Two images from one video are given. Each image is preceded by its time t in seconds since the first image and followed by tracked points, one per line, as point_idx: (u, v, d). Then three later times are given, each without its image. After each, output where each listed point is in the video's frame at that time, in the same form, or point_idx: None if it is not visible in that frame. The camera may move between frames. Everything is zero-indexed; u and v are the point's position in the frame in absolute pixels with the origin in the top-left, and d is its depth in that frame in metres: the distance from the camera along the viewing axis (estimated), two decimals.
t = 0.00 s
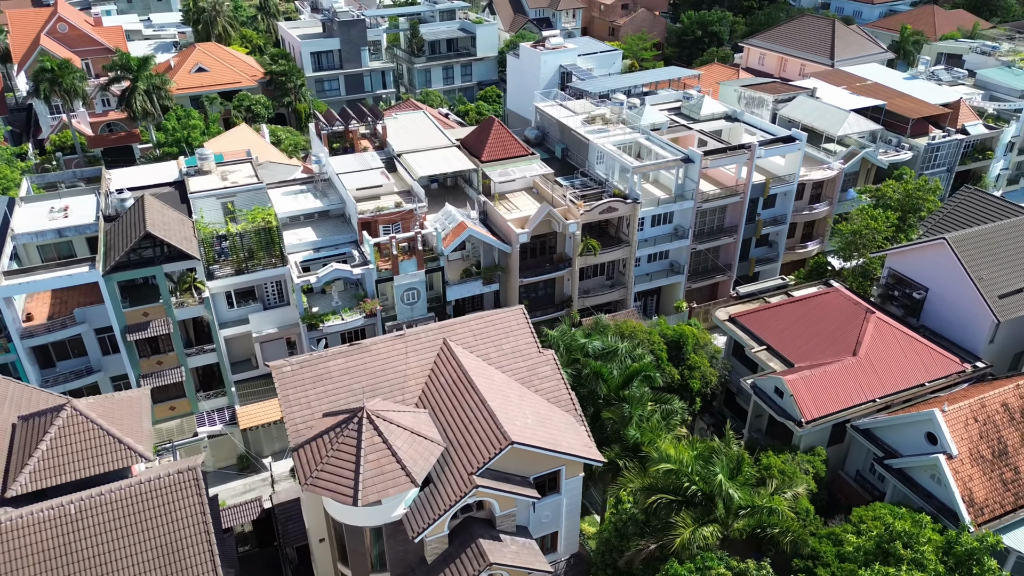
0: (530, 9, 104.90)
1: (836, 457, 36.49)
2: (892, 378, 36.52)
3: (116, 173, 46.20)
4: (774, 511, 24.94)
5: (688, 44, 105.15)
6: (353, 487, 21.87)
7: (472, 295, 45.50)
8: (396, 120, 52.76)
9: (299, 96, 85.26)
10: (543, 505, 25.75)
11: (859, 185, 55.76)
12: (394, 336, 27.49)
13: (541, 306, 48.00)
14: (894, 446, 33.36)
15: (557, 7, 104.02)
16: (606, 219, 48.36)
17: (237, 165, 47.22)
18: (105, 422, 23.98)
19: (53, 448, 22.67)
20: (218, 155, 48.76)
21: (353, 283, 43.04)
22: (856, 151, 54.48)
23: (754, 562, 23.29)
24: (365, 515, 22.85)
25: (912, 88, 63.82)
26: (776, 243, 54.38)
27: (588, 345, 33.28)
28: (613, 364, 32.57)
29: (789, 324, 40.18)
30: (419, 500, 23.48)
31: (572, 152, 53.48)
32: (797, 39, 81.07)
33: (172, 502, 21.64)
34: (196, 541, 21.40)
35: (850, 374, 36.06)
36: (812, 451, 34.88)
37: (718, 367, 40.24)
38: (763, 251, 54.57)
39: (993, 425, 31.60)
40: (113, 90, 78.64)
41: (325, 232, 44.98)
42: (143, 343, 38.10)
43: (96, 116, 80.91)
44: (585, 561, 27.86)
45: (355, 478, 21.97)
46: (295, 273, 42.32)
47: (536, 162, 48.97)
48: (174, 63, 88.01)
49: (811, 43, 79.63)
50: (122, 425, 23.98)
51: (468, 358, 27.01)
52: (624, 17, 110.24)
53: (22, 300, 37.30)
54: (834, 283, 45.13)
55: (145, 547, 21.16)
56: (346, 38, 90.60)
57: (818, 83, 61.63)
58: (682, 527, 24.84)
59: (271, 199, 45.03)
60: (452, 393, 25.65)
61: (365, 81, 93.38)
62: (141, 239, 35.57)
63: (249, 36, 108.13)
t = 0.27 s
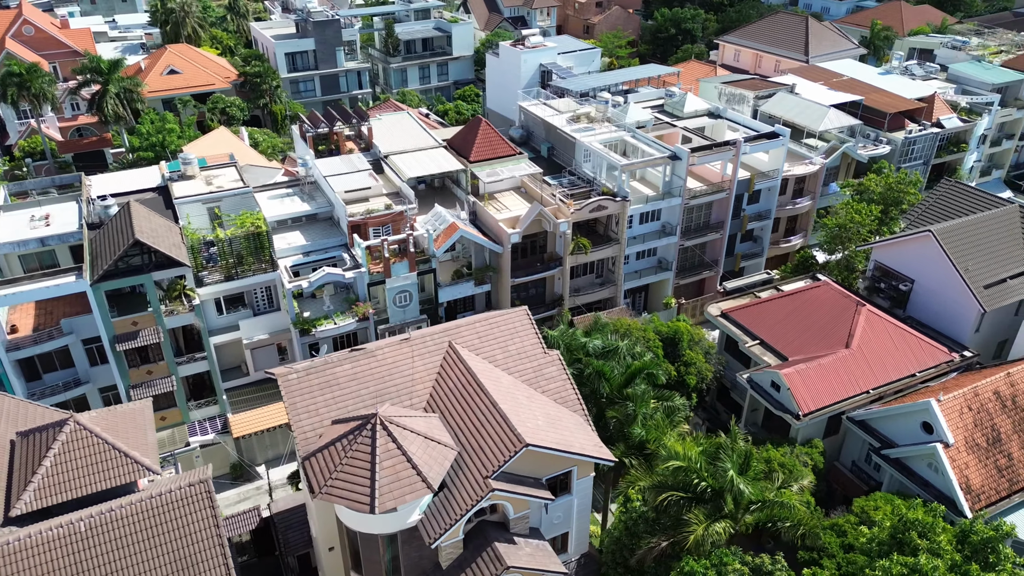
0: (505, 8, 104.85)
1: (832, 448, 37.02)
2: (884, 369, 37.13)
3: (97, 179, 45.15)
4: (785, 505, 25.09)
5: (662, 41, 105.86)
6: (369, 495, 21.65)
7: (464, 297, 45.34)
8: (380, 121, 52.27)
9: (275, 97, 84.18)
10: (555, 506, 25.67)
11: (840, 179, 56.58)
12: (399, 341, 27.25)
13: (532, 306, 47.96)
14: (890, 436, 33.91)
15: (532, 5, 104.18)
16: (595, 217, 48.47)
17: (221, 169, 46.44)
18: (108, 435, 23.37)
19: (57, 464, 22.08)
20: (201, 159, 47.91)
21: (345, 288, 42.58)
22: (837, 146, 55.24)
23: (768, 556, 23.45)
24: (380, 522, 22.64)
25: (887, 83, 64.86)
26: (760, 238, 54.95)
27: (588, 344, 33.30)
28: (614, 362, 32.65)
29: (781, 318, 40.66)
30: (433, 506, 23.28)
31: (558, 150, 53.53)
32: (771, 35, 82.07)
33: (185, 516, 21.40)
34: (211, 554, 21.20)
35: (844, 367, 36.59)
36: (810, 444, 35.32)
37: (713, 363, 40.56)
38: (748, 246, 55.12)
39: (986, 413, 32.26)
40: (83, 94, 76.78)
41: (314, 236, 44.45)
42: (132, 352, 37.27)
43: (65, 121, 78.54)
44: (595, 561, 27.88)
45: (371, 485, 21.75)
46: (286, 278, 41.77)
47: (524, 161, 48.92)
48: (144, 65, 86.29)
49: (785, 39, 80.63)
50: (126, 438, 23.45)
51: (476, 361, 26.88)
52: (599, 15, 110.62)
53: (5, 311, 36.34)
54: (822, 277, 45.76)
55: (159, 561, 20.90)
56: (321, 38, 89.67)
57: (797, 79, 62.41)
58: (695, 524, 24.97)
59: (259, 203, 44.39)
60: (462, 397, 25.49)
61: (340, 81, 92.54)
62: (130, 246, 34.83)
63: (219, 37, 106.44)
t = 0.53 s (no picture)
0: (479, 8, 104.86)
1: (827, 440, 37.51)
2: (876, 361, 37.72)
3: (76, 186, 44.07)
4: (796, 498, 25.35)
5: (636, 41, 106.54)
6: (386, 501, 21.42)
7: (456, 298, 45.24)
8: (364, 123, 51.73)
9: (250, 100, 83.09)
10: (567, 507, 25.60)
11: (820, 174, 57.38)
12: (405, 345, 26.99)
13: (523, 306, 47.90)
14: (885, 427, 34.47)
15: (506, 5, 104.30)
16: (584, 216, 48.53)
17: (205, 174, 45.64)
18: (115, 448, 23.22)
19: (63, 480, 21.84)
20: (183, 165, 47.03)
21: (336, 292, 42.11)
22: (817, 142, 55.95)
23: (782, 550, 23.64)
24: (396, 529, 22.39)
25: (862, 80, 65.96)
26: (745, 234, 55.50)
27: (589, 344, 33.32)
28: (616, 361, 32.69)
29: (773, 312, 41.09)
30: (449, 510, 23.11)
31: (544, 150, 53.56)
32: (746, 33, 83.05)
33: (200, 528, 21.65)
34: (226, 564, 21.53)
35: (838, 359, 37.10)
36: (807, 436, 35.75)
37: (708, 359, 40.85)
38: (733, 242, 55.64)
39: (979, 401, 32.94)
40: (51, 99, 74.92)
41: (303, 241, 43.88)
42: (122, 363, 36.41)
43: (32, 128, 77.20)
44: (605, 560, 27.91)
45: (389, 492, 21.53)
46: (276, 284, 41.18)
47: (512, 162, 48.87)
48: (114, 68, 84.54)
49: (759, 37, 81.66)
50: (132, 451, 23.28)
51: (483, 363, 26.75)
52: (572, 14, 110.99)
53: None
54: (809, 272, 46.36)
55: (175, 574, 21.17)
56: (295, 40, 88.72)
57: (775, 76, 63.15)
58: (707, 519, 25.12)
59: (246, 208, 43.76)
60: (473, 400, 25.34)
61: (315, 84, 91.68)
62: (119, 255, 33.97)
63: (188, 39, 104.67)
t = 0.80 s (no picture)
0: (452, 9, 104.64)
1: (821, 432, 38.08)
2: (866, 353, 38.39)
3: (55, 195, 42.96)
4: (804, 491, 25.66)
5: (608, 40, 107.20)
6: (405, 508, 21.25)
7: (448, 301, 45.15)
8: (348, 126, 51.29)
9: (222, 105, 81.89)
10: (579, 507, 25.61)
11: (799, 170, 58.22)
12: (412, 350, 26.81)
13: (514, 307, 47.89)
14: (879, 417, 35.10)
15: (479, 6, 104.27)
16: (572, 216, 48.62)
17: (188, 180, 44.86)
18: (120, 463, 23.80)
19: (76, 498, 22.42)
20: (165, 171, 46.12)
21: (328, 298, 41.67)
22: (796, 138, 56.76)
23: (794, 542, 23.93)
24: (414, 535, 22.19)
25: (836, 76, 67.12)
26: (728, 230, 56.10)
27: (589, 343, 33.37)
28: (616, 359, 32.78)
29: (764, 307, 41.60)
30: (466, 515, 22.98)
31: (528, 150, 53.61)
32: (719, 32, 84.04)
33: (216, 540, 22.35)
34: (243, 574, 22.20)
35: (830, 352, 37.68)
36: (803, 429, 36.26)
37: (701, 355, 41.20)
38: (717, 239, 56.21)
39: (970, 390, 33.69)
40: (17, 106, 72.98)
41: (291, 246, 43.35)
42: (111, 376, 35.59)
43: None
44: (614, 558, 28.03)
45: (407, 498, 21.35)
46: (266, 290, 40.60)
47: (499, 162, 48.88)
48: (80, 74, 82.65)
49: (733, 36, 82.71)
50: (142, 468, 23.96)
51: (490, 366, 26.66)
52: (545, 15, 111.23)
53: None
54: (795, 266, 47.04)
55: None
56: (267, 43, 87.61)
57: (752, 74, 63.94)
58: (719, 515, 25.33)
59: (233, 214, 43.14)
60: (483, 403, 25.24)
61: (289, 87, 90.66)
62: (107, 264, 33.14)
63: (155, 43, 102.76)
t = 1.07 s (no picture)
0: (424, 10, 104.26)
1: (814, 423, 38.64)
2: (856, 344, 39.08)
3: (32, 204, 41.81)
4: (811, 481, 26.03)
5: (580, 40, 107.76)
6: (424, 512, 21.09)
7: (439, 303, 44.99)
8: (331, 128, 50.77)
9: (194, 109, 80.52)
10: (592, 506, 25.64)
11: (778, 166, 59.00)
12: (418, 352, 26.67)
13: (503, 308, 47.84)
14: (872, 407, 35.75)
15: (451, 7, 104.13)
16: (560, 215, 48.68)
17: (170, 186, 44.01)
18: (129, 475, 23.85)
19: (85, 512, 22.20)
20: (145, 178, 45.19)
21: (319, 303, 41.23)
22: (775, 134, 57.50)
23: (805, 533, 24.26)
24: (431, 539, 22.04)
25: (810, 73, 68.21)
26: (711, 227, 56.65)
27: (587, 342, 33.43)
28: (616, 357, 32.89)
29: (754, 301, 42.12)
30: (482, 517, 22.88)
31: (513, 151, 53.65)
32: (691, 31, 84.97)
33: (233, 551, 22.29)
34: None
35: (822, 344, 38.27)
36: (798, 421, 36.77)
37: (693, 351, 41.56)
38: (700, 235, 56.73)
39: (959, 378, 34.48)
40: None
41: (278, 251, 42.78)
42: (100, 389, 34.76)
43: None
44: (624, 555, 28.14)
45: (426, 502, 21.19)
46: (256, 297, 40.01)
47: (485, 163, 48.89)
48: (45, 79, 80.62)
49: (706, 35, 83.64)
50: (150, 481, 23.82)
51: (498, 367, 26.61)
52: (517, 15, 111.37)
53: None
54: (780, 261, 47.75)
55: None
56: (238, 46, 86.33)
57: (728, 72, 64.68)
58: (729, 508, 25.57)
59: (219, 220, 42.48)
60: (494, 404, 25.16)
61: (261, 90, 89.51)
62: (96, 274, 32.42)
63: (121, 47, 100.73)
